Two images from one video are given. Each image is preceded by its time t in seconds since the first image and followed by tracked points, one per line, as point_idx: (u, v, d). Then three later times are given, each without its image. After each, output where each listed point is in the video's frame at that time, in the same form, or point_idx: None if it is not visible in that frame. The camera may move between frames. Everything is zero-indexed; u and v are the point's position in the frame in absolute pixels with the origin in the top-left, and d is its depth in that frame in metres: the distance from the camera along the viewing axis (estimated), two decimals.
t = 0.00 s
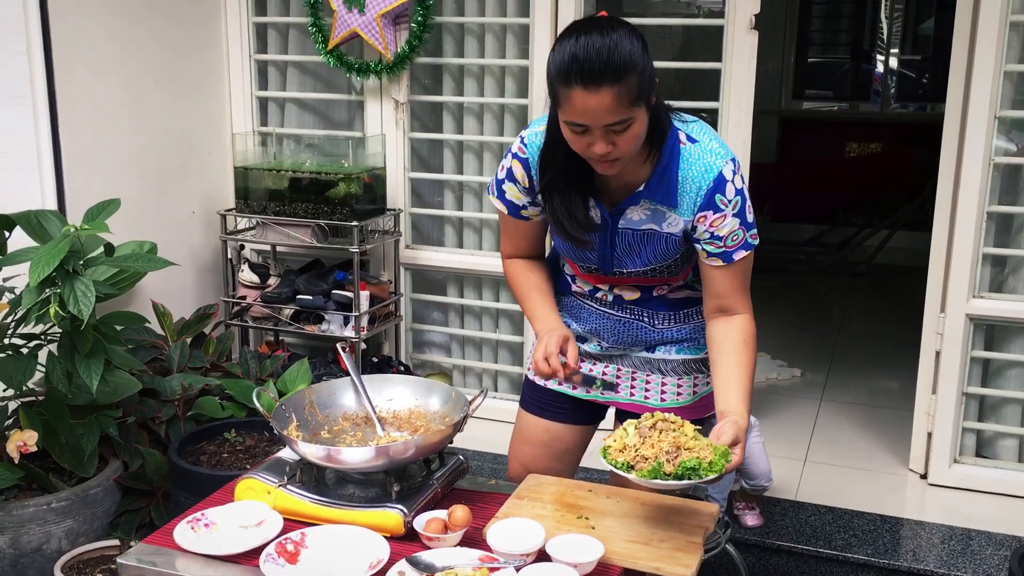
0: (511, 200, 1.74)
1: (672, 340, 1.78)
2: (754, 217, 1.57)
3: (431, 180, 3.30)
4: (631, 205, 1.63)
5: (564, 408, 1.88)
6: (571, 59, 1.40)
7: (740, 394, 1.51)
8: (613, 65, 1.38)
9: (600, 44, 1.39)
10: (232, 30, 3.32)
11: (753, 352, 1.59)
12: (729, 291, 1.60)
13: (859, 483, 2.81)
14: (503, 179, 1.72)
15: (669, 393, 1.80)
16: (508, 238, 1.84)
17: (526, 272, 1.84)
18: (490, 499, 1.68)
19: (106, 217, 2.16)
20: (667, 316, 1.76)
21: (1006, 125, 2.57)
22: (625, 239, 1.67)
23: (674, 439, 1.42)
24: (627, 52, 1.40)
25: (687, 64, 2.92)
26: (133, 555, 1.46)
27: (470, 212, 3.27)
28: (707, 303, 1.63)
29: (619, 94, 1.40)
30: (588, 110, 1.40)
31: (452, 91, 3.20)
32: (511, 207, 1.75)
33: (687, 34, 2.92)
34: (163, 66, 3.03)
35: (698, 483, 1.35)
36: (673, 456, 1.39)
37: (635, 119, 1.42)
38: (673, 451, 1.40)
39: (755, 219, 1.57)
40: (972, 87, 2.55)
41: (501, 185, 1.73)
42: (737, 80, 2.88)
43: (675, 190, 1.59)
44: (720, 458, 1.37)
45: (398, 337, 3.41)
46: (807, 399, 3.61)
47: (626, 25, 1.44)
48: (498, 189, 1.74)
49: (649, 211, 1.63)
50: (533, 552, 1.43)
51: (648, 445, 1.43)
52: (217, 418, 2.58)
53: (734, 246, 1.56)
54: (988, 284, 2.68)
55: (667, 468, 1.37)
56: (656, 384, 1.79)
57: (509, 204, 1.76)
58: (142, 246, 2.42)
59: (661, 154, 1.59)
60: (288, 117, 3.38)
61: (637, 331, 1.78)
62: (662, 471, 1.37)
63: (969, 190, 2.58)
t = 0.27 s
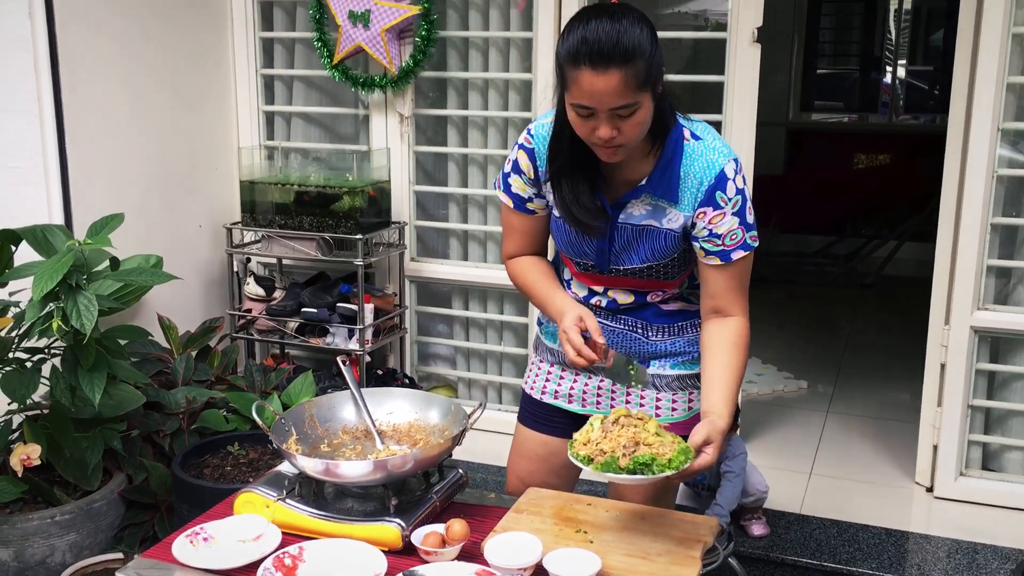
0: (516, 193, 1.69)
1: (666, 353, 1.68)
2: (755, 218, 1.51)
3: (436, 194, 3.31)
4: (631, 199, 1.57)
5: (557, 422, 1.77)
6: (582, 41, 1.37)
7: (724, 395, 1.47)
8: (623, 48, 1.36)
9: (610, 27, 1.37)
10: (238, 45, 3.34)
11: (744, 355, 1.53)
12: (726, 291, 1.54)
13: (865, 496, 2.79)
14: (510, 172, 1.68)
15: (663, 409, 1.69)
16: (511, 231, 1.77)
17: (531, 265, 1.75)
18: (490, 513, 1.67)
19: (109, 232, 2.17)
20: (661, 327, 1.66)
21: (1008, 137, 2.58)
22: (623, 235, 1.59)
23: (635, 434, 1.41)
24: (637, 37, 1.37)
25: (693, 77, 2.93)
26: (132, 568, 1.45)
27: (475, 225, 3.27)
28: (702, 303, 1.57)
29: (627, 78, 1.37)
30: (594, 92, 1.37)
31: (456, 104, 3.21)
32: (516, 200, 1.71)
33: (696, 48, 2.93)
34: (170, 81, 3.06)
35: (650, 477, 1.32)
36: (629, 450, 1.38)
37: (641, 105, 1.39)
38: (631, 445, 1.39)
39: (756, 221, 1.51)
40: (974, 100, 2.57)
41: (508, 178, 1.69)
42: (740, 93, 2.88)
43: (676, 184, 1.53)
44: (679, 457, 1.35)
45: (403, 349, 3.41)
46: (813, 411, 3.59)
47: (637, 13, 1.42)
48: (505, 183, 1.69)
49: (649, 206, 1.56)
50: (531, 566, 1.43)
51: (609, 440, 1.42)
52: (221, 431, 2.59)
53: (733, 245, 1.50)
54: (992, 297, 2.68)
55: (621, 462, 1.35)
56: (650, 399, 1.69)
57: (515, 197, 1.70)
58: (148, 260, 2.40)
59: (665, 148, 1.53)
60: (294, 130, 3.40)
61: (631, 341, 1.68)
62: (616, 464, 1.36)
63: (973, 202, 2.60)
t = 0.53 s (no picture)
0: (515, 194, 1.70)
1: (662, 368, 1.65)
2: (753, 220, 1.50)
3: (439, 207, 3.32)
4: (629, 199, 1.57)
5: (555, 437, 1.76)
6: (578, 33, 1.38)
7: (720, 399, 1.47)
8: (619, 40, 1.36)
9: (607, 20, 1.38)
10: (242, 59, 3.36)
11: (744, 359, 1.52)
12: (725, 294, 1.52)
13: (869, 510, 2.78)
14: (508, 173, 1.69)
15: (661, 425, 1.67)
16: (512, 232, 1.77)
17: (529, 266, 1.75)
18: (489, 528, 1.67)
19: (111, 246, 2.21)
20: (657, 341, 1.63)
21: (1010, 149, 2.58)
22: (620, 236, 1.58)
23: (614, 431, 1.45)
24: (634, 29, 1.38)
25: (697, 89, 2.94)
26: None
27: (477, 238, 3.28)
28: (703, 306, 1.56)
29: (623, 70, 1.37)
30: (590, 84, 1.37)
31: (459, 118, 3.22)
32: (515, 201, 1.71)
33: (701, 61, 2.94)
34: (175, 96, 3.08)
35: (623, 473, 1.36)
36: (608, 446, 1.42)
37: (637, 98, 1.39)
38: (610, 442, 1.43)
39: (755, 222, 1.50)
40: (976, 112, 2.57)
41: (507, 179, 1.70)
42: (742, 106, 2.89)
43: (673, 183, 1.53)
44: (657, 455, 1.38)
45: (406, 362, 3.41)
46: (818, 425, 3.57)
47: (635, 8, 1.43)
48: (504, 185, 1.71)
49: (647, 206, 1.56)
50: None
51: (590, 435, 1.47)
52: (223, 445, 2.60)
53: (730, 246, 1.48)
54: (995, 309, 2.68)
55: (597, 457, 1.40)
56: (647, 416, 1.67)
57: (514, 198, 1.71)
58: (153, 273, 2.41)
59: (662, 148, 1.54)
60: (298, 144, 3.42)
61: (627, 355, 1.65)
62: (592, 459, 1.40)
63: (975, 215, 2.59)
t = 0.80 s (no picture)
0: (514, 203, 1.71)
1: (659, 384, 1.64)
2: (749, 224, 1.51)
3: (441, 221, 3.32)
4: (626, 205, 1.57)
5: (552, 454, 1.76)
6: (570, 34, 1.39)
7: (716, 404, 1.46)
8: (610, 40, 1.37)
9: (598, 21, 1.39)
10: (245, 74, 3.38)
11: (741, 363, 1.51)
12: (722, 298, 1.52)
13: (872, 524, 2.77)
14: (506, 183, 1.70)
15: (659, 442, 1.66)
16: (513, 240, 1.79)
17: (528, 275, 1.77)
18: (487, 543, 1.67)
19: (112, 260, 2.23)
20: (653, 356, 1.63)
21: (1011, 162, 2.58)
22: (617, 241, 1.58)
23: (613, 437, 1.45)
24: (624, 30, 1.39)
25: (700, 103, 2.94)
26: None
27: (479, 252, 3.28)
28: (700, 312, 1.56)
29: (614, 70, 1.38)
30: (582, 85, 1.38)
31: (461, 132, 3.23)
32: (513, 209, 1.72)
33: (705, 74, 2.94)
34: (179, 111, 3.10)
35: (623, 479, 1.36)
36: (606, 451, 1.42)
37: (630, 99, 1.40)
38: (609, 447, 1.43)
39: (750, 226, 1.50)
40: (976, 125, 2.57)
41: (505, 189, 1.71)
42: (743, 120, 2.89)
43: (669, 187, 1.53)
44: (657, 460, 1.37)
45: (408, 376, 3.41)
46: (821, 438, 3.56)
47: (626, 11, 1.44)
48: (503, 195, 1.72)
49: (643, 211, 1.56)
50: None
51: (589, 441, 1.46)
52: (224, 459, 2.59)
53: (727, 249, 1.49)
54: (997, 322, 2.67)
55: (596, 463, 1.39)
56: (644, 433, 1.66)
57: (512, 208, 1.72)
58: (153, 287, 2.42)
59: (658, 153, 1.55)
60: (301, 159, 3.43)
61: (623, 370, 1.65)
62: (592, 465, 1.40)
63: (976, 229, 2.59)
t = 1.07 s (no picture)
0: (512, 215, 1.72)
1: (656, 404, 1.63)
2: (748, 233, 1.50)
3: (441, 237, 3.33)
4: (624, 214, 1.57)
5: (548, 476, 1.76)
6: (567, 41, 1.40)
7: (716, 413, 1.47)
8: (607, 48, 1.38)
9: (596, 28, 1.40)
10: (246, 91, 3.40)
11: (740, 372, 1.51)
12: (720, 308, 1.52)
13: (874, 542, 2.76)
14: (506, 196, 1.71)
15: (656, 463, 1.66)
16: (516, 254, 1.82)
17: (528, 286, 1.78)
18: (485, 563, 1.66)
19: (111, 278, 2.24)
20: (651, 375, 1.62)
21: (1010, 180, 2.59)
22: (616, 251, 1.58)
23: (615, 445, 1.45)
24: (621, 37, 1.40)
25: (701, 120, 2.95)
26: None
27: (480, 268, 3.29)
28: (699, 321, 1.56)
29: (612, 78, 1.38)
30: (579, 93, 1.39)
31: (461, 148, 3.24)
32: (510, 222, 1.73)
33: (706, 91, 2.95)
34: (180, 128, 3.12)
35: (627, 488, 1.35)
36: (609, 460, 1.41)
37: (627, 106, 1.40)
38: (611, 456, 1.43)
39: (749, 236, 1.50)
40: (974, 143, 2.58)
41: (505, 202, 1.72)
42: (742, 137, 2.90)
43: (668, 197, 1.53)
44: (660, 469, 1.37)
45: (408, 393, 3.41)
46: (822, 456, 3.55)
47: (624, 19, 1.45)
48: (502, 207, 1.73)
49: (641, 221, 1.56)
50: None
51: (590, 449, 1.46)
52: (223, 475, 2.58)
53: (725, 258, 1.49)
54: (997, 340, 2.68)
55: (599, 471, 1.39)
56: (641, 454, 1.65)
57: (511, 220, 1.73)
58: (153, 304, 2.43)
59: (656, 162, 1.56)
60: (302, 175, 3.44)
61: (620, 390, 1.64)
62: (594, 473, 1.39)
63: (976, 246, 2.60)
